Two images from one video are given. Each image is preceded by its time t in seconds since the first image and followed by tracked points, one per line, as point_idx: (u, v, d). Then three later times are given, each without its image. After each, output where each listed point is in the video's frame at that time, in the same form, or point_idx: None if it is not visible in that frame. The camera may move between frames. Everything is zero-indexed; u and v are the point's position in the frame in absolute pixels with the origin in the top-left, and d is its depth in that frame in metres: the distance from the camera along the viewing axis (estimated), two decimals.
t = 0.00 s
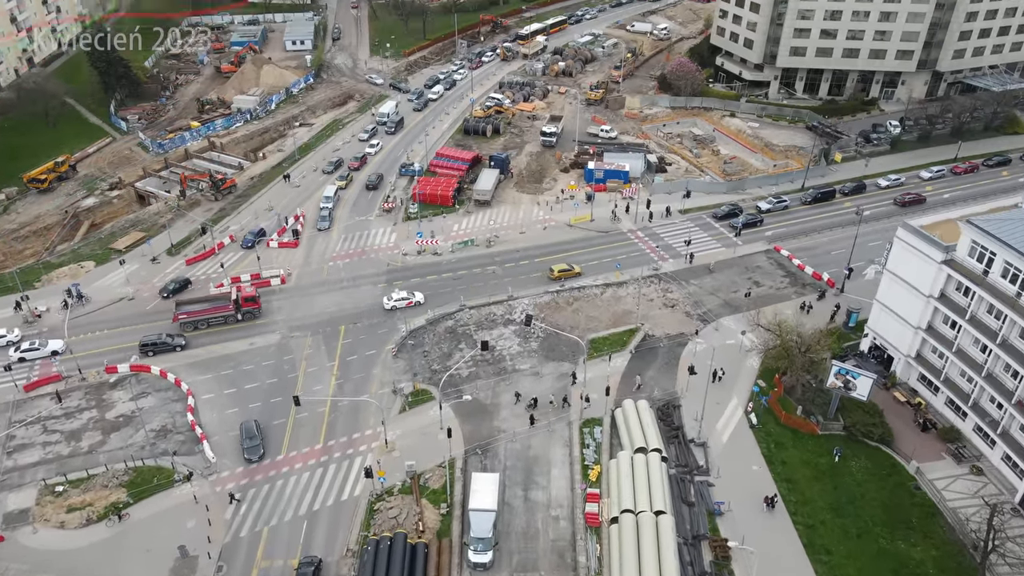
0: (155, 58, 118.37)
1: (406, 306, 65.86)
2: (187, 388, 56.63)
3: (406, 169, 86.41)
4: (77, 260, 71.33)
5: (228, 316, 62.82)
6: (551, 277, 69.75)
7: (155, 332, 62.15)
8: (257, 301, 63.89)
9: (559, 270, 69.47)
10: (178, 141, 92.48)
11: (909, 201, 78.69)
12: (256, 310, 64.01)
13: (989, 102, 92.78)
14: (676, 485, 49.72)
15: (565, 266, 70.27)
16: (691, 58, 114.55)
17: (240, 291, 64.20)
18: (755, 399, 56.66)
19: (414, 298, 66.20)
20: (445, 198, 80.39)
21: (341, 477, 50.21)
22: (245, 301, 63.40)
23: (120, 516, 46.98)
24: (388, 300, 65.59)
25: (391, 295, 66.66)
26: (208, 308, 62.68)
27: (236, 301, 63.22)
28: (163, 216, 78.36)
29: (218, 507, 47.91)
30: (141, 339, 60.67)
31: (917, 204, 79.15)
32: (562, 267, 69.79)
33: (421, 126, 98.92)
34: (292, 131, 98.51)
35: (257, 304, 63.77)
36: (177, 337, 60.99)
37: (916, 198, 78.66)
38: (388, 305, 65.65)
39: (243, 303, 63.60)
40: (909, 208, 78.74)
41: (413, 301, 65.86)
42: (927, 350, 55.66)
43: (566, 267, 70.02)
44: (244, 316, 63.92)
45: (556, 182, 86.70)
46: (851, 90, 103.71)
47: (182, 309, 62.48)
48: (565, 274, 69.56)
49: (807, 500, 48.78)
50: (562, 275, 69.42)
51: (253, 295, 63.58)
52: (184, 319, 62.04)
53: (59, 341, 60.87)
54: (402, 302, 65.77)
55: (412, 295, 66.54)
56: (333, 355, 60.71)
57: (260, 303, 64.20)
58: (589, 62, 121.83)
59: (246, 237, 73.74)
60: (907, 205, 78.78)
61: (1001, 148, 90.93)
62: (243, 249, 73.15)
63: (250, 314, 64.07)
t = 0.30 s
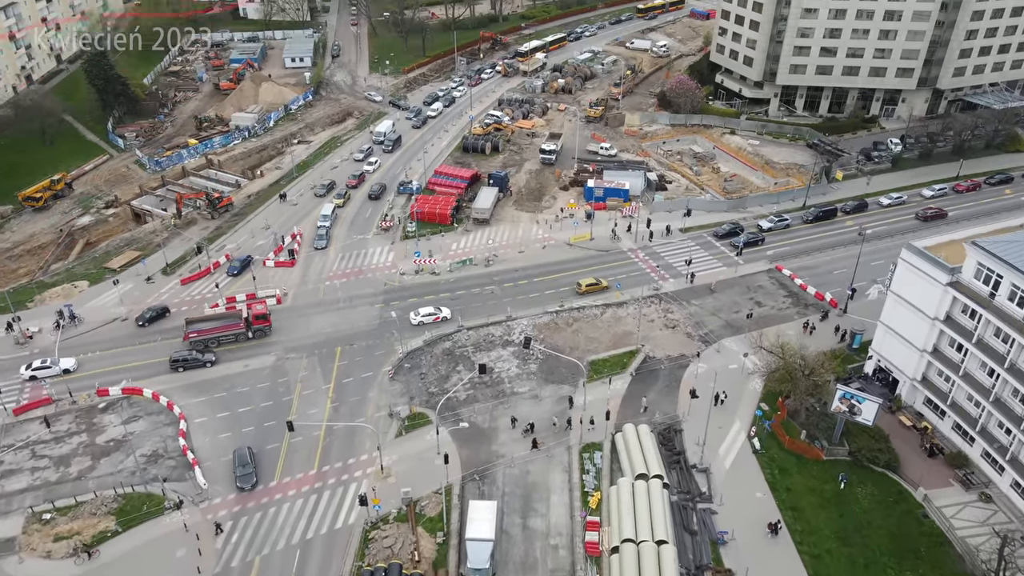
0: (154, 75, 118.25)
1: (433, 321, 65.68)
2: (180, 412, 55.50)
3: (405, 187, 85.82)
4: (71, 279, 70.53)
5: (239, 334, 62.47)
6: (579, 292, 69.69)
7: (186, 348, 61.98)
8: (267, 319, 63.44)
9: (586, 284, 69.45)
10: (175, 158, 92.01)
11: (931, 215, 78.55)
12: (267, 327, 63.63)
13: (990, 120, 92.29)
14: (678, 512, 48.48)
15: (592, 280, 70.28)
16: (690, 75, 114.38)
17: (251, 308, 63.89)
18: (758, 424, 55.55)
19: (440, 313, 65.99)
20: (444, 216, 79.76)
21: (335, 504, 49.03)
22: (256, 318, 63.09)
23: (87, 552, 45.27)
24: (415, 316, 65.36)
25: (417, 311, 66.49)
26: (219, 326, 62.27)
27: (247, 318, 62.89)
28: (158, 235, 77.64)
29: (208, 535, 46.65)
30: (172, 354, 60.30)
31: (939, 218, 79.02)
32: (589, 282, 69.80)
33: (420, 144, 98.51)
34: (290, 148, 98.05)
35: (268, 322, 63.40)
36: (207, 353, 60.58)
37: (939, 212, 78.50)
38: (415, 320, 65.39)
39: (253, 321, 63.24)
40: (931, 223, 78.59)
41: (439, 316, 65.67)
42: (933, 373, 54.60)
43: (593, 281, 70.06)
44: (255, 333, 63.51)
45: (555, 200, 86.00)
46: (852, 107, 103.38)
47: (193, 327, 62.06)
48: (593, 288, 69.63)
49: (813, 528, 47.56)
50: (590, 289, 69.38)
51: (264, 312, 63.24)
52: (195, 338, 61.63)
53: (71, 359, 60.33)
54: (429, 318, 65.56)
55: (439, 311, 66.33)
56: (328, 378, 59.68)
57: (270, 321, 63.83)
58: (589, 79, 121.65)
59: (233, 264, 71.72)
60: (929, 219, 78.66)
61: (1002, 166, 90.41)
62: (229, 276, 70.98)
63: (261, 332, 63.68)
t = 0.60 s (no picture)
0: (153, 92, 118.04)
1: (459, 336, 65.37)
2: (171, 436, 54.39)
3: (402, 205, 85.16)
4: (63, 299, 69.67)
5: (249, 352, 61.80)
6: (607, 306, 69.57)
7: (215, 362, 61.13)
8: (277, 335, 63.37)
9: (614, 298, 69.37)
10: (172, 176, 91.45)
11: (953, 229, 78.59)
12: (276, 344, 63.44)
13: (991, 137, 91.82)
14: (680, 541, 47.15)
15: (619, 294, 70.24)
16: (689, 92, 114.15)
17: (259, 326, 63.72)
18: (761, 448, 54.38)
19: (467, 328, 65.81)
20: (442, 235, 79.01)
21: (329, 532, 47.79)
22: (265, 336, 62.89)
23: None
24: (443, 331, 65.11)
25: (444, 326, 66.24)
26: (227, 344, 61.37)
27: (257, 336, 62.47)
28: (154, 253, 76.85)
29: (197, 565, 45.34)
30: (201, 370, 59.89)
31: (960, 233, 78.89)
32: (617, 295, 69.70)
33: (419, 162, 98.03)
34: (288, 166, 97.56)
35: (277, 338, 63.34)
36: (237, 369, 60.25)
37: (960, 227, 78.55)
38: (442, 336, 65.08)
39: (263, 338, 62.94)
40: (953, 237, 78.58)
41: (467, 331, 65.50)
42: (939, 397, 53.51)
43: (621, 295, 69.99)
44: (265, 351, 63.13)
45: (554, 219, 85.29)
46: (852, 124, 103.02)
47: (201, 346, 60.97)
48: (620, 302, 69.42)
49: (818, 557, 46.26)
50: (619, 303, 69.23)
51: (273, 329, 63.27)
52: (204, 356, 60.52)
53: (82, 378, 59.65)
54: (457, 332, 65.28)
55: (466, 325, 66.16)
56: (323, 401, 58.61)
57: (279, 337, 63.79)
58: (588, 96, 121.47)
59: (217, 291, 69.34)
60: (950, 233, 78.64)
61: (1004, 184, 89.85)
62: (212, 304, 68.56)
63: (270, 349, 63.30)
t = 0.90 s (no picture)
0: (150, 109, 117.54)
1: (486, 351, 65.12)
2: (162, 461, 53.18)
3: (400, 223, 84.43)
4: (55, 319, 68.74)
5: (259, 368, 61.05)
6: (634, 319, 69.24)
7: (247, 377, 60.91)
8: (286, 352, 62.74)
9: (642, 312, 69.02)
10: (168, 193, 90.80)
11: (975, 243, 78.31)
12: (286, 360, 62.86)
13: (992, 154, 91.30)
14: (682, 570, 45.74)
15: (646, 307, 69.79)
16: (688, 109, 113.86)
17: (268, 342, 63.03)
18: (764, 473, 53.13)
19: (493, 343, 65.34)
20: (439, 253, 78.16)
21: (321, 561, 46.49)
22: (274, 352, 62.26)
23: None
24: (469, 346, 64.76)
25: (470, 341, 65.85)
26: (236, 362, 60.71)
27: (266, 353, 61.77)
28: (148, 272, 75.98)
29: None
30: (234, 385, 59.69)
31: (983, 247, 78.78)
32: (645, 309, 69.31)
33: (416, 179, 97.45)
34: (285, 183, 96.95)
35: (286, 355, 62.73)
36: (270, 385, 60.18)
37: (982, 241, 78.34)
38: (468, 350, 64.77)
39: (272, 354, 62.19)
40: (975, 251, 78.35)
41: (493, 346, 65.04)
42: (945, 420, 52.42)
43: (647, 309, 69.56)
44: (273, 367, 62.68)
45: (553, 236, 84.52)
46: (851, 141, 102.65)
47: (210, 364, 60.31)
48: (648, 316, 69.03)
49: None
50: (647, 317, 68.89)
51: (282, 345, 62.54)
52: (213, 374, 59.81)
53: (91, 397, 58.95)
54: (483, 348, 64.95)
55: (492, 340, 65.76)
56: (317, 424, 57.52)
57: (288, 354, 63.20)
58: (587, 113, 121.23)
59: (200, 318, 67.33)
60: (973, 247, 78.32)
61: (1006, 202, 89.26)
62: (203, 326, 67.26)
63: (279, 366, 62.83)
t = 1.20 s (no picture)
0: (148, 125, 117.25)
1: (514, 366, 64.92)
2: (152, 487, 51.07)
3: (397, 240, 83.72)
4: (47, 339, 67.76)
5: (265, 385, 62.33)
6: (663, 333, 69.19)
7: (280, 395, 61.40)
8: (293, 367, 63.91)
9: (670, 325, 69.00)
10: (164, 211, 90.07)
11: (996, 256, 78.36)
12: (293, 375, 63.59)
13: (993, 171, 90.78)
14: None
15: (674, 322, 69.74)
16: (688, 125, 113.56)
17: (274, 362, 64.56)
18: (768, 498, 51.90)
19: (521, 358, 65.31)
20: (437, 271, 77.36)
21: None
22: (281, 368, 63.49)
23: None
24: (498, 361, 64.60)
25: (497, 356, 65.76)
26: (244, 380, 62.13)
27: (274, 369, 63.41)
28: (142, 291, 75.07)
29: None
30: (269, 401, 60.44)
31: (1003, 261, 78.87)
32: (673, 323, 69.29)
33: (414, 196, 96.83)
34: (282, 200, 96.26)
35: (293, 369, 63.70)
36: (303, 400, 60.49)
37: (1003, 255, 78.36)
38: (496, 366, 64.55)
39: (280, 371, 63.63)
40: (996, 265, 78.38)
41: (521, 361, 64.96)
42: (953, 444, 51.30)
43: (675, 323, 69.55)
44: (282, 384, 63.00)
45: (552, 254, 83.70)
46: (851, 157, 102.22)
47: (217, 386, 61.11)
48: (677, 329, 69.04)
49: None
50: (675, 330, 68.80)
51: (288, 361, 64.10)
52: (221, 394, 60.41)
53: (100, 417, 57.81)
54: (511, 362, 64.79)
55: (519, 355, 65.68)
56: (312, 448, 56.38)
57: (296, 370, 64.20)
58: (586, 129, 120.86)
59: (180, 347, 65.52)
60: (994, 261, 78.33)
61: (1007, 219, 88.66)
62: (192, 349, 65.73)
63: (288, 382, 63.25)
